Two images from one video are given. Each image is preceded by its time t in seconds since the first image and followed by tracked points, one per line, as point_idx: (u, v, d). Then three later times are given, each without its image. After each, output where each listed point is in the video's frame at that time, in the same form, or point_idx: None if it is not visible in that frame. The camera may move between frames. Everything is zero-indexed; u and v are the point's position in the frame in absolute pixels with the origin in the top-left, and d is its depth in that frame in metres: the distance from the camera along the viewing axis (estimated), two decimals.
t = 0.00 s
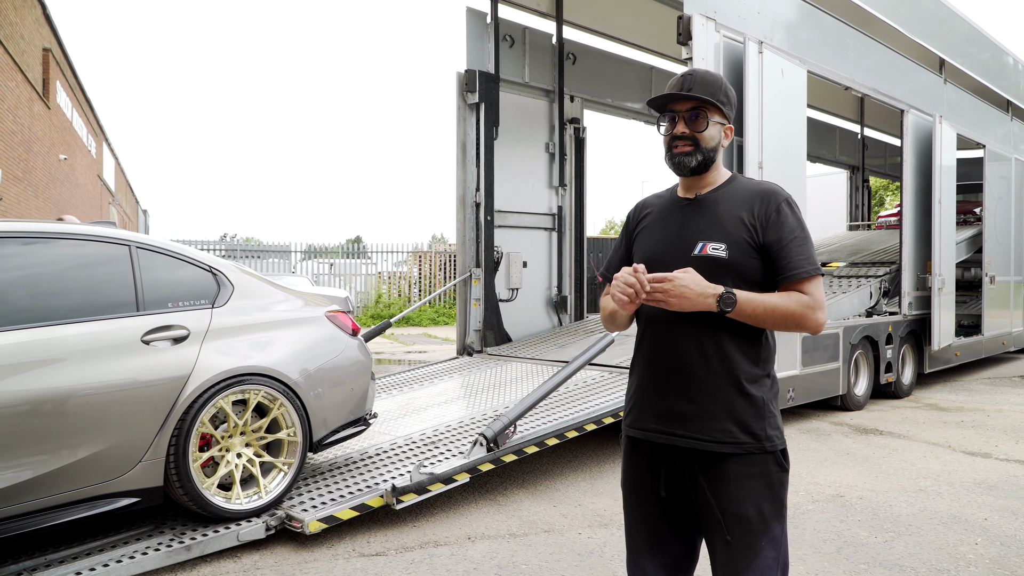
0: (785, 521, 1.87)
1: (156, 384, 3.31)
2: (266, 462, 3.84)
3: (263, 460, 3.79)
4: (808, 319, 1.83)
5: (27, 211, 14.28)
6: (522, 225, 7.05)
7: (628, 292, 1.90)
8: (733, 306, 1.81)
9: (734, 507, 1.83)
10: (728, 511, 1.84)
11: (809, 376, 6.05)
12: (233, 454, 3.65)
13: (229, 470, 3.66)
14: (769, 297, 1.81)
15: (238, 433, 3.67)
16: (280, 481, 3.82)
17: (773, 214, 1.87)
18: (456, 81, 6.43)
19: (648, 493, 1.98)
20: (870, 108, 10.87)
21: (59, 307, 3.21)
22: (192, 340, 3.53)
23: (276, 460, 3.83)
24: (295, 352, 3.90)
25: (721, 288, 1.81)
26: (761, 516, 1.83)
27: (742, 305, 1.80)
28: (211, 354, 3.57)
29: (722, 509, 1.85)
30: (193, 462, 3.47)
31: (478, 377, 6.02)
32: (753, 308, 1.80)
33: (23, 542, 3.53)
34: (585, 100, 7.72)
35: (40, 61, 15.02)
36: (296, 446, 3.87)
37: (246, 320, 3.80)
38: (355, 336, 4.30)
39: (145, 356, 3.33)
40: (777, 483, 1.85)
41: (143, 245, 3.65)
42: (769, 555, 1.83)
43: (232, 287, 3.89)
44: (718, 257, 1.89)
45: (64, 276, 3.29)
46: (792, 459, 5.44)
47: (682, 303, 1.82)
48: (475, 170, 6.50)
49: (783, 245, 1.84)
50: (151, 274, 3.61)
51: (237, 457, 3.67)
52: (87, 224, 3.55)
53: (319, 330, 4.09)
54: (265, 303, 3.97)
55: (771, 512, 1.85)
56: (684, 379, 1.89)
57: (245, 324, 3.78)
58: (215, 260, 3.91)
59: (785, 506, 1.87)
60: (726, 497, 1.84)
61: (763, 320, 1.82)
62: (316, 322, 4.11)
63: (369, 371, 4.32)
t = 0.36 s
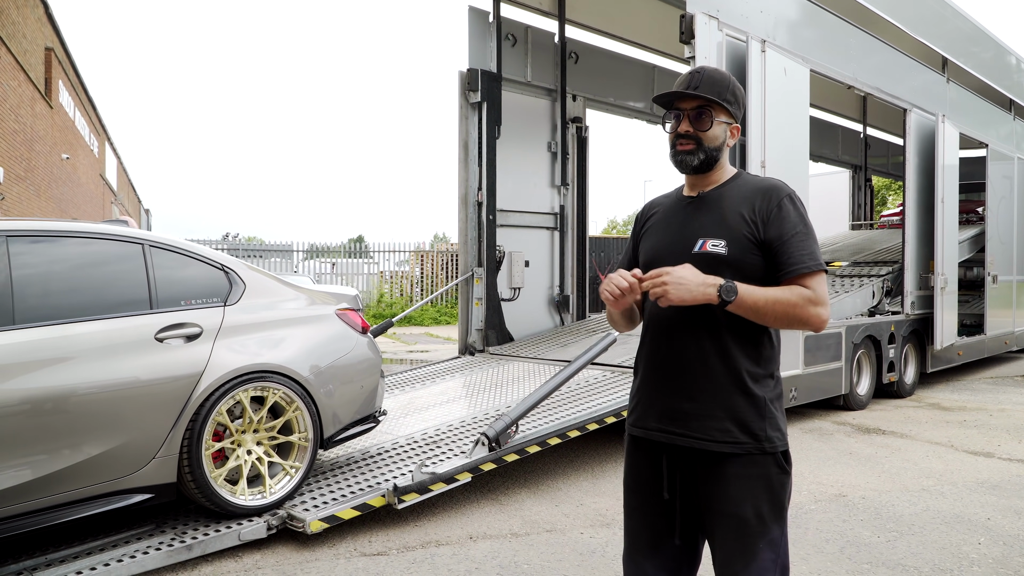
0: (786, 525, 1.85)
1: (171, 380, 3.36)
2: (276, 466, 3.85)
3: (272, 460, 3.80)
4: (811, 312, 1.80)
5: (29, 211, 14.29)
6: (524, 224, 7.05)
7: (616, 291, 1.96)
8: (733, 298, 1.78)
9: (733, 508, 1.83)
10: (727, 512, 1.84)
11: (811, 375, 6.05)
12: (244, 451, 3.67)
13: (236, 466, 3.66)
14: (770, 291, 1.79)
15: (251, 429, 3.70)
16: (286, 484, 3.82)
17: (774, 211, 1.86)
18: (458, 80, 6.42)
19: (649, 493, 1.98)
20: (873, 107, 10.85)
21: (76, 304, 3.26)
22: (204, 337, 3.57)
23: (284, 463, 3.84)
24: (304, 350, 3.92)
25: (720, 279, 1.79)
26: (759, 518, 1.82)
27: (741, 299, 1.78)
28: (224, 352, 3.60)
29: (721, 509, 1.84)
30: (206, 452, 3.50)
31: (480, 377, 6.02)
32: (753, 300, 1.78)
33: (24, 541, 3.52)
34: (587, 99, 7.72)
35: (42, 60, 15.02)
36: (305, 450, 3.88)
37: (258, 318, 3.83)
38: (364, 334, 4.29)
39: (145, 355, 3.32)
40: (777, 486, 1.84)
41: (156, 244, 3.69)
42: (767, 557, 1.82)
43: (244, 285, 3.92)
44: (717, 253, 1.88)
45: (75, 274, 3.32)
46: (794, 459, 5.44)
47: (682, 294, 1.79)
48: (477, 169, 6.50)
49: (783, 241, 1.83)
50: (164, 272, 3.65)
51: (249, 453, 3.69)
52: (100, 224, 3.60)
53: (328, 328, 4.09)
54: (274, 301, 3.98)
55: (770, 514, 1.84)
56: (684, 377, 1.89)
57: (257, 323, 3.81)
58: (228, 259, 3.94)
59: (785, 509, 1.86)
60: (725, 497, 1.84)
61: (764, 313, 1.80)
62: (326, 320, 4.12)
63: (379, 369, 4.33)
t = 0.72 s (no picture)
0: (781, 525, 1.86)
1: (172, 379, 3.36)
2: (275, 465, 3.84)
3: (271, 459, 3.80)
4: (817, 300, 1.77)
5: (28, 210, 14.30)
6: (523, 224, 7.05)
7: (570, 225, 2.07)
8: (758, 256, 1.70)
9: (729, 507, 1.83)
10: (722, 512, 1.84)
11: (810, 374, 6.05)
12: (244, 450, 3.67)
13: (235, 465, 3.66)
14: (789, 261, 1.74)
15: (250, 428, 3.70)
16: (284, 484, 3.82)
17: (770, 209, 1.86)
18: (456, 79, 6.42)
19: (645, 492, 1.98)
20: (872, 106, 10.85)
21: (78, 303, 3.27)
22: (204, 336, 3.57)
23: (283, 463, 3.84)
24: (304, 349, 3.92)
25: (748, 232, 1.70)
26: (755, 517, 1.83)
27: (764, 260, 1.70)
28: (224, 351, 3.60)
29: (716, 508, 1.85)
30: (206, 449, 3.50)
31: (478, 376, 6.02)
32: (776, 264, 1.71)
33: (21, 541, 3.52)
34: (586, 99, 7.72)
35: (41, 60, 15.01)
36: (305, 450, 3.88)
37: (259, 317, 3.83)
38: (364, 333, 4.29)
39: (143, 355, 3.31)
40: (773, 485, 1.84)
41: (158, 243, 3.70)
42: (763, 557, 1.82)
43: (244, 284, 3.92)
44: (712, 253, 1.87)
45: (75, 273, 3.32)
46: (792, 458, 5.44)
47: (712, 232, 1.67)
48: (475, 168, 6.50)
49: (779, 239, 1.82)
50: (166, 272, 3.66)
51: (249, 452, 3.69)
52: (101, 223, 3.59)
53: (328, 327, 4.09)
54: (274, 300, 3.97)
55: (766, 514, 1.84)
56: (679, 377, 1.89)
57: (258, 322, 3.81)
58: (228, 258, 3.94)
59: (780, 509, 1.86)
60: (720, 498, 1.84)
61: (782, 283, 1.73)
62: (325, 319, 4.12)
63: (379, 368, 4.33)
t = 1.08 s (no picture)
0: (776, 521, 1.86)
1: (169, 378, 3.36)
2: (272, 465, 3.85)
3: (268, 458, 3.80)
4: (818, 300, 1.79)
5: (24, 209, 14.24)
6: (520, 223, 7.05)
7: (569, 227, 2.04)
8: (761, 263, 1.71)
9: (725, 505, 1.84)
10: (718, 509, 1.84)
11: (806, 373, 6.07)
12: (240, 449, 3.67)
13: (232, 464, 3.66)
14: (791, 264, 1.75)
15: (247, 428, 3.70)
16: (280, 483, 3.82)
17: (765, 210, 1.86)
18: (453, 79, 6.42)
19: (640, 492, 1.98)
20: (869, 106, 10.88)
21: (75, 303, 3.27)
22: (201, 335, 3.57)
23: (280, 462, 3.84)
24: (301, 349, 3.92)
25: (750, 240, 1.71)
26: (751, 514, 1.83)
27: (768, 266, 1.71)
28: (220, 350, 3.60)
29: (713, 506, 1.85)
30: (203, 448, 3.50)
31: (475, 375, 6.03)
32: (780, 269, 1.72)
33: (17, 541, 3.52)
34: (583, 98, 7.72)
35: (37, 58, 14.97)
36: (302, 450, 3.89)
37: (256, 317, 3.83)
38: (361, 332, 4.30)
39: (140, 354, 3.31)
40: (768, 482, 1.85)
41: (154, 243, 3.69)
42: (759, 553, 1.83)
43: (241, 283, 3.92)
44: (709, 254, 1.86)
45: (72, 273, 3.32)
46: (789, 457, 5.46)
47: (718, 244, 1.67)
48: (473, 167, 6.50)
49: (775, 239, 1.83)
50: (163, 271, 3.66)
51: (245, 451, 3.69)
52: (98, 222, 3.59)
53: (325, 326, 4.10)
54: (271, 300, 3.98)
55: (762, 511, 1.85)
56: (674, 377, 1.89)
57: (255, 321, 3.81)
58: (225, 257, 3.94)
59: (775, 505, 1.87)
60: (716, 496, 1.85)
61: (785, 286, 1.74)
62: (322, 318, 4.12)
63: (376, 367, 4.33)
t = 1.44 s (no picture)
0: (771, 515, 1.87)
1: (164, 376, 3.35)
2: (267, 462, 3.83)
3: (263, 456, 3.79)
4: (809, 287, 1.78)
5: (19, 208, 14.17)
6: (515, 221, 7.04)
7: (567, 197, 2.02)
8: (758, 235, 1.70)
9: (722, 499, 1.83)
10: (716, 504, 1.84)
11: (802, 372, 6.07)
12: (235, 447, 3.66)
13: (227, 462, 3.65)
14: (786, 245, 1.74)
15: (241, 425, 3.68)
16: (275, 481, 3.81)
17: (760, 206, 1.86)
18: (449, 77, 6.41)
19: (635, 488, 1.96)
20: (865, 105, 10.89)
21: (70, 301, 3.26)
22: (197, 333, 3.56)
23: (276, 460, 3.83)
24: (297, 347, 3.91)
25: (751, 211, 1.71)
26: (748, 508, 1.84)
27: (763, 240, 1.70)
28: (216, 348, 3.59)
29: (711, 501, 1.84)
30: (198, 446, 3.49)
31: (471, 374, 6.01)
32: (774, 248, 1.71)
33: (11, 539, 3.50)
34: (579, 97, 7.71)
35: (32, 57, 14.91)
36: (298, 448, 3.88)
37: (252, 314, 3.82)
38: (357, 330, 4.29)
39: (134, 352, 3.30)
40: (764, 476, 1.86)
41: (149, 240, 3.68)
42: (754, 548, 1.84)
43: (237, 281, 3.91)
44: (705, 250, 1.84)
45: (67, 271, 3.31)
46: (785, 455, 5.45)
47: (719, 204, 1.67)
48: (469, 166, 6.49)
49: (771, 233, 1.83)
50: (158, 268, 3.65)
51: (240, 449, 3.68)
52: (92, 220, 3.58)
53: (320, 324, 4.09)
54: (266, 298, 3.97)
55: (758, 505, 1.85)
56: (671, 372, 1.87)
57: (251, 318, 3.81)
58: (220, 255, 3.92)
59: (770, 498, 1.88)
60: (714, 491, 1.84)
61: (778, 264, 1.73)
62: (318, 316, 4.11)
63: (371, 365, 4.32)
